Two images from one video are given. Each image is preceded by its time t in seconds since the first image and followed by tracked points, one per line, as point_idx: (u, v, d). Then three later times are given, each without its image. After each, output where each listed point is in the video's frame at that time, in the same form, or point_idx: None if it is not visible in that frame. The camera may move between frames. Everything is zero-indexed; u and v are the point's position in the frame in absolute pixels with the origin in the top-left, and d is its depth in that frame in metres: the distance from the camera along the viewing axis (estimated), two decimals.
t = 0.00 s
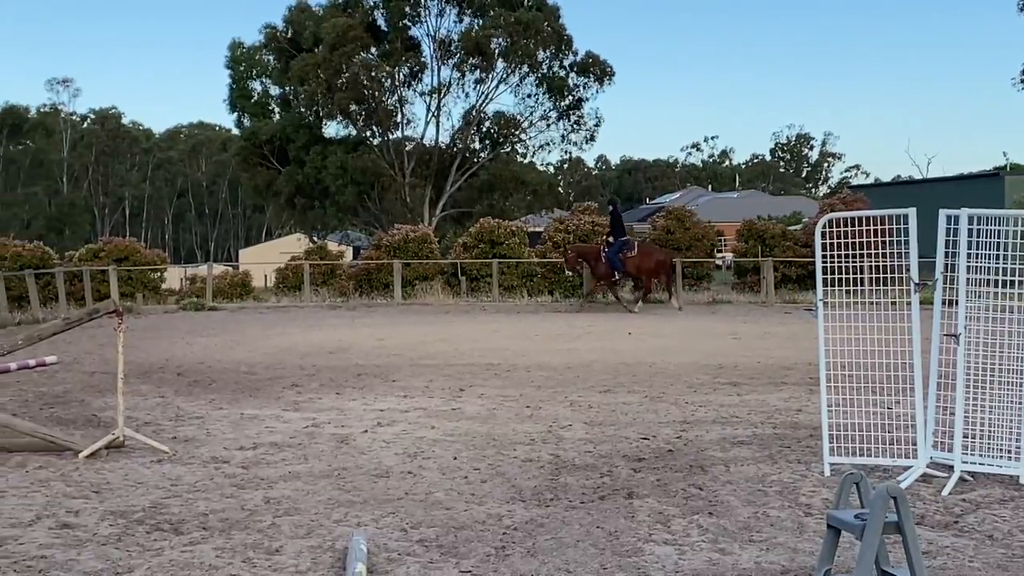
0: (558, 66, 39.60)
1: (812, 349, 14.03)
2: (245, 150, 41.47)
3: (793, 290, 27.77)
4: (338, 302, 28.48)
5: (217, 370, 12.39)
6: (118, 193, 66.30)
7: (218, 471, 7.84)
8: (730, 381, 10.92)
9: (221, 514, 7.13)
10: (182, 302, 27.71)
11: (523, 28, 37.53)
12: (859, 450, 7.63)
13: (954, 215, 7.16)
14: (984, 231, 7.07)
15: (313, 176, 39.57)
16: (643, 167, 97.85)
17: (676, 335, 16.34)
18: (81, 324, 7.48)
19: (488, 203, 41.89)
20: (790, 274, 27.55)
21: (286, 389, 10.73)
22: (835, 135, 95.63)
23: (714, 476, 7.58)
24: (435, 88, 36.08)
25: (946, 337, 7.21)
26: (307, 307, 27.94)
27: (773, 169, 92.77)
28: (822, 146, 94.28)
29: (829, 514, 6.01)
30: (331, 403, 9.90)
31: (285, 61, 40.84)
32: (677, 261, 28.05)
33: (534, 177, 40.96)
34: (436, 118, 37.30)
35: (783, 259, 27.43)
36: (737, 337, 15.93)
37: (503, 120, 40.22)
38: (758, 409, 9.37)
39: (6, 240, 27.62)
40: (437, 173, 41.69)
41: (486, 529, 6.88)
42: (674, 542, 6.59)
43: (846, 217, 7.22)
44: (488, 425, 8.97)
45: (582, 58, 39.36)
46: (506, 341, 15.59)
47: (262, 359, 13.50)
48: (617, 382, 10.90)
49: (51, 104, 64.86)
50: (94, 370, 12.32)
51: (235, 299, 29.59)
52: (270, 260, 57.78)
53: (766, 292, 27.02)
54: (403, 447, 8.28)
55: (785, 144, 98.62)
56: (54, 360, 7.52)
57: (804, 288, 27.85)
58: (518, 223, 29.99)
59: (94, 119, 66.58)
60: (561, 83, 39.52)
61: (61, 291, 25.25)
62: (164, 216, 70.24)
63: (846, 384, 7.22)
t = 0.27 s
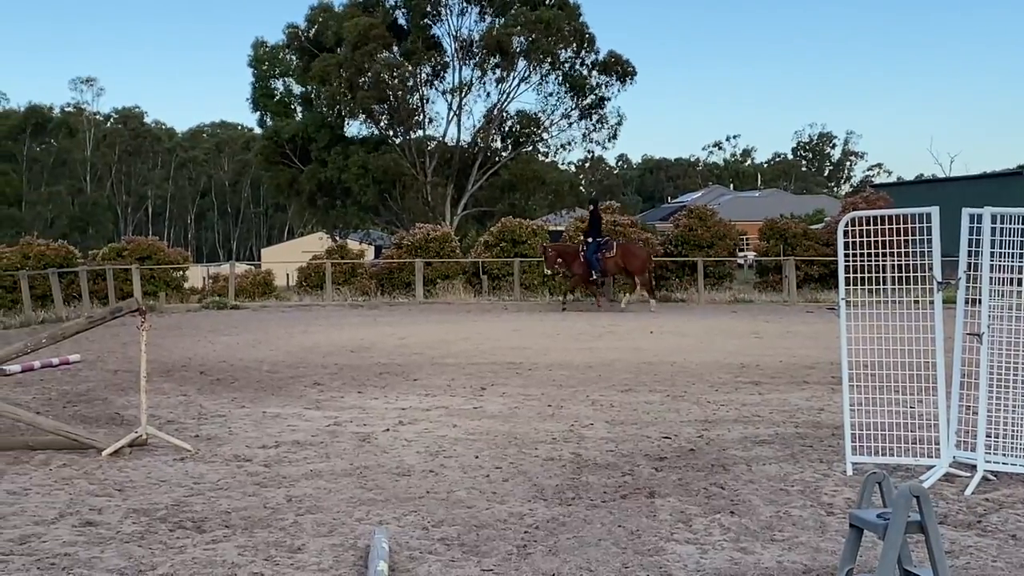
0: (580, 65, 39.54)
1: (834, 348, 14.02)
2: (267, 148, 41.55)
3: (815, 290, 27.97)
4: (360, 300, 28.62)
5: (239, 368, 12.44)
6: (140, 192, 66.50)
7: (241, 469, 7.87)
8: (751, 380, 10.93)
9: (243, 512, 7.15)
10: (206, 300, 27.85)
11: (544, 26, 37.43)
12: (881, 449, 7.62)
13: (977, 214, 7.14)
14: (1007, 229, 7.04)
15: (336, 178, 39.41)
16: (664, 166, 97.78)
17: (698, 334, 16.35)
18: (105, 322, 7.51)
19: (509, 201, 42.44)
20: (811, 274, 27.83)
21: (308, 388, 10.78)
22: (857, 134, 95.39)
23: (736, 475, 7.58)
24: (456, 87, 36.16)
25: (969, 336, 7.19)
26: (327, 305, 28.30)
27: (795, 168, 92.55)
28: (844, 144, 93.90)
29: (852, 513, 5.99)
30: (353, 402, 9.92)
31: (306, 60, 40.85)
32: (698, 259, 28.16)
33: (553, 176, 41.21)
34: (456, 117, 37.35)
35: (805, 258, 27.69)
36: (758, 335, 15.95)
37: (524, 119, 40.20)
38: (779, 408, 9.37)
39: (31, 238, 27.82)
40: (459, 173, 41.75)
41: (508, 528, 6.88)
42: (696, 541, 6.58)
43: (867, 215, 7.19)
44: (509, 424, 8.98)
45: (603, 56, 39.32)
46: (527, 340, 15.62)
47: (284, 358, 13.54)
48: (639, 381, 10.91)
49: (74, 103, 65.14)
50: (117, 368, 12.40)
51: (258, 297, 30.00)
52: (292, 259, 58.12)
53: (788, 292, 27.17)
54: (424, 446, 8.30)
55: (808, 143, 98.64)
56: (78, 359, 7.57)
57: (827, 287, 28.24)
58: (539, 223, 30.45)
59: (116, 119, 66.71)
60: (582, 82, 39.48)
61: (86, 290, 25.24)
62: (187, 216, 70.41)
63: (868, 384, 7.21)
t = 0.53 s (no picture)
0: (600, 64, 39.55)
1: (855, 348, 14.01)
2: (287, 147, 41.57)
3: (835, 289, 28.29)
4: (380, 300, 28.78)
5: (260, 367, 12.51)
6: (162, 191, 66.60)
7: (261, 468, 7.90)
8: (771, 379, 10.93)
9: (264, 511, 7.17)
10: (226, 299, 27.99)
11: (564, 25, 37.41)
12: (903, 450, 7.61)
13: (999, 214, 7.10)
14: None
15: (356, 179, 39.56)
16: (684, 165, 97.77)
17: (719, 333, 16.37)
18: (126, 321, 7.55)
19: (529, 201, 41.72)
20: (832, 273, 28.15)
21: (328, 387, 10.82)
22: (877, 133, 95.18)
23: (757, 475, 7.57)
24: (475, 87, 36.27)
25: (991, 337, 7.15)
26: (348, 304, 28.29)
27: (815, 167, 92.39)
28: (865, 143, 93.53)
29: (873, 513, 5.97)
30: (373, 401, 9.96)
31: (326, 60, 40.95)
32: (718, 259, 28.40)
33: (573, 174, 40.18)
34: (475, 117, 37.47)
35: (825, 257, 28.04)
36: (778, 335, 15.96)
37: (543, 118, 40.32)
38: (800, 408, 9.36)
39: (54, 237, 28.11)
40: (478, 172, 41.95)
41: (528, 527, 6.88)
42: (716, 541, 6.58)
43: (888, 215, 7.16)
44: (529, 423, 9.00)
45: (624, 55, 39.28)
46: (547, 339, 15.65)
47: (304, 357, 13.59)
48: (659, 381, 10.92)
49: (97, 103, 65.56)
50: (139, 367, 12.47)
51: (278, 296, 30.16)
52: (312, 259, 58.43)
53: (809, 291, 26.91)
54: (444, 445, 8.31)
55: (829, 142, 98.22)
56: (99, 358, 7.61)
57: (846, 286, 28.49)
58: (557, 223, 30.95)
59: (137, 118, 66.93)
60: (602, 81, 39.55)
61: (106, 289, 25.25)
62: (208, 215, 70.56)
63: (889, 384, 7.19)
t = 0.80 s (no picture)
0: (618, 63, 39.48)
1: (874, 347, 13.99)
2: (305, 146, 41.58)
3: (853, 287, 28.31)
4: (398, 299, 28.96)
5: (278, 367, 12.56)
6: (180, 190, 66.73)
7: (280, 467, 7.92)
8: (790, 379, 10.94)
9: (283, 509, 7.19)
10: (243, 298, 28.00)
11: (582, 24, 37.32)
12: (922, 449, 7.59)
13: (1020, 213, 7.05)
14: None
15: (374, 178, 39.66)
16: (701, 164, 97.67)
17: (737, 332, 16.37)
18: (145, 320, 7.59)
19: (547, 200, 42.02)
20: (851, 272, 28.23)
21: (347, 386, 10.85)
22: (895, 132, 94.81)
23: (775, 474, 7.57)
24: (494, 86, 36.21)
25: (1011, 336, 7.10)
26: (365, 305, 28.32)
27: (834, 167, 92.17)
28: (884, 142, 92.99)
29: (894, 513, 5.93)
30: (391, 400, 9.99)
31: (344, 59, 40.69)
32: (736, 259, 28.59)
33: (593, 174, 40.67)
34: (493, 117, 37.37)
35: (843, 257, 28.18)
36: (796, 335, 15.95)
37: (561, 117, 40.17)
38: (819, 407, 9.36)
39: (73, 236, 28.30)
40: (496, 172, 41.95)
41: (546, 526, 6.88)
42: (734, 541, 6.56)
43: (907, 214, 7.10)
44: (547, 422, 9.00)
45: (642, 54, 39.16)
46: (566, 338, 15.67)
47: (322, 355, 13.62)
48: (677, 380, 10.93)
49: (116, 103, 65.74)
50: (158, 366, 12.52)
51: (297, 296, 30.18)
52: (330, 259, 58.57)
53: (828, 290, 27.21)
54: (462, 444, 8.32)
55: (847, 141, 97.88)
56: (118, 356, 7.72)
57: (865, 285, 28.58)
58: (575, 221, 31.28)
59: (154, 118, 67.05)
60: (621, 80, 39.40)
61: (124, 288, 25.22)
62: (226, 215, 70.59)
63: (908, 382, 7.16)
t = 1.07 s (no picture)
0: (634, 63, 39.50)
1: (892, 347, 13.98)
2: (324, 146, 41.53)
3: (871, 287, 28.16)
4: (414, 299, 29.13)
5: (295, 366, 12.60)
6: (196, 190, 66.67)
7: (297, 466, 7.93)
8: (806, 378, 10.94)
9: (300, 509, 7.19)
10: (260, 298, 28.10)
11: (598, 24, 37.28)
12: (941, 449, 7.57)
13: None
14: None
15: (391, 177, 39.71)
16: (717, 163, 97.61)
17: (755, 332, 16.37)
18: (163, 320, 7.62)
19: (564, 199, 42.17)
20: (868, 271, 28.30)
21: (363, 385, 10.87)
22: (912, 131, 94.53)
23: (793, 474, 7.56)
24: (511, 87, 36.25)
25: None
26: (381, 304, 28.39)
27: (850, 166, 92.00)
28: (900, 142, 92.73)
29: (912, 512, 5.90)
30: (408, 400, 10.01)
31: (361, 59, 40.50)
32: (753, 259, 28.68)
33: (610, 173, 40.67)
34: (509, 117, 37.39)
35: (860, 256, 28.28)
36: (813, 334, 15.95)
37: (578, 117, 40.23)
38: (836, 407, 9.36)
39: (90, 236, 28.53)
40: (513, 171, 42.01)
41: (563, 526, 6.87)
42: (752, 540, 6.55)
43: (925, 213, 7.05)
44: (564, 421, 9.02)
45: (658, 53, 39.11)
46: (582, 338, 15.68)
47: (338, 355, 13.66)
48: (694, 380, 10.95)
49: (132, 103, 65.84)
50: (175, 365, 12.57)
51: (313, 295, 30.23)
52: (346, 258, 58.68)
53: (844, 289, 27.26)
54: (479, 444, 8.33)
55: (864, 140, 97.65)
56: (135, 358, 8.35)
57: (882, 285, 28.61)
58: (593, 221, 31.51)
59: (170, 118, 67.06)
60: (637, 80, 39.35)
61: (142, 288, 25.29)
62: (243, 214, 70.61)
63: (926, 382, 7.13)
